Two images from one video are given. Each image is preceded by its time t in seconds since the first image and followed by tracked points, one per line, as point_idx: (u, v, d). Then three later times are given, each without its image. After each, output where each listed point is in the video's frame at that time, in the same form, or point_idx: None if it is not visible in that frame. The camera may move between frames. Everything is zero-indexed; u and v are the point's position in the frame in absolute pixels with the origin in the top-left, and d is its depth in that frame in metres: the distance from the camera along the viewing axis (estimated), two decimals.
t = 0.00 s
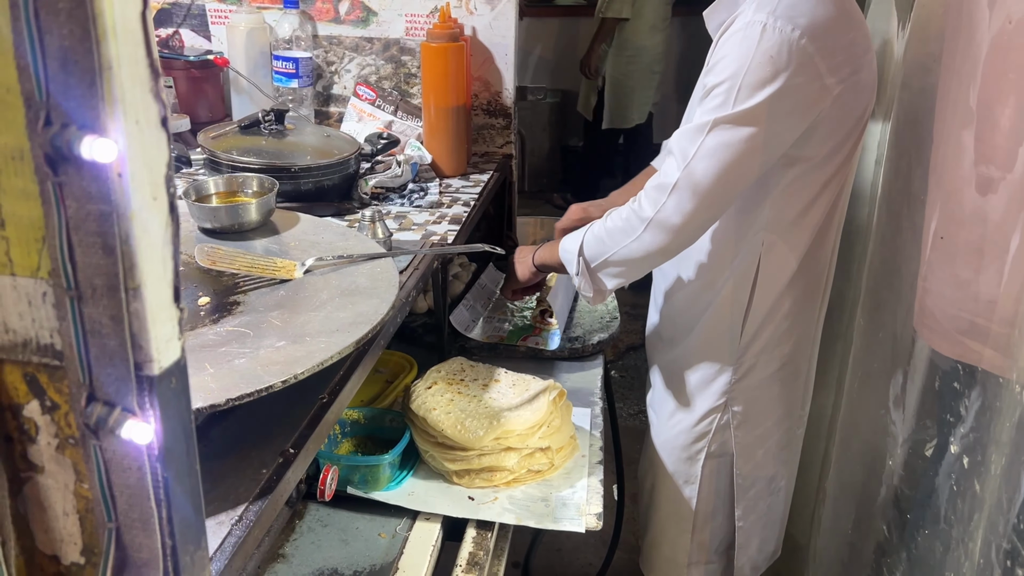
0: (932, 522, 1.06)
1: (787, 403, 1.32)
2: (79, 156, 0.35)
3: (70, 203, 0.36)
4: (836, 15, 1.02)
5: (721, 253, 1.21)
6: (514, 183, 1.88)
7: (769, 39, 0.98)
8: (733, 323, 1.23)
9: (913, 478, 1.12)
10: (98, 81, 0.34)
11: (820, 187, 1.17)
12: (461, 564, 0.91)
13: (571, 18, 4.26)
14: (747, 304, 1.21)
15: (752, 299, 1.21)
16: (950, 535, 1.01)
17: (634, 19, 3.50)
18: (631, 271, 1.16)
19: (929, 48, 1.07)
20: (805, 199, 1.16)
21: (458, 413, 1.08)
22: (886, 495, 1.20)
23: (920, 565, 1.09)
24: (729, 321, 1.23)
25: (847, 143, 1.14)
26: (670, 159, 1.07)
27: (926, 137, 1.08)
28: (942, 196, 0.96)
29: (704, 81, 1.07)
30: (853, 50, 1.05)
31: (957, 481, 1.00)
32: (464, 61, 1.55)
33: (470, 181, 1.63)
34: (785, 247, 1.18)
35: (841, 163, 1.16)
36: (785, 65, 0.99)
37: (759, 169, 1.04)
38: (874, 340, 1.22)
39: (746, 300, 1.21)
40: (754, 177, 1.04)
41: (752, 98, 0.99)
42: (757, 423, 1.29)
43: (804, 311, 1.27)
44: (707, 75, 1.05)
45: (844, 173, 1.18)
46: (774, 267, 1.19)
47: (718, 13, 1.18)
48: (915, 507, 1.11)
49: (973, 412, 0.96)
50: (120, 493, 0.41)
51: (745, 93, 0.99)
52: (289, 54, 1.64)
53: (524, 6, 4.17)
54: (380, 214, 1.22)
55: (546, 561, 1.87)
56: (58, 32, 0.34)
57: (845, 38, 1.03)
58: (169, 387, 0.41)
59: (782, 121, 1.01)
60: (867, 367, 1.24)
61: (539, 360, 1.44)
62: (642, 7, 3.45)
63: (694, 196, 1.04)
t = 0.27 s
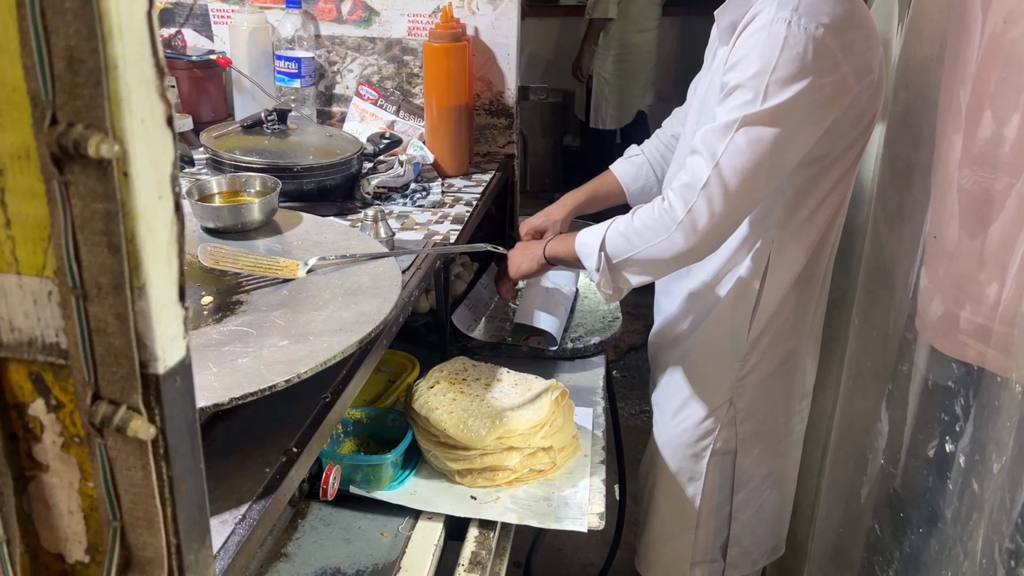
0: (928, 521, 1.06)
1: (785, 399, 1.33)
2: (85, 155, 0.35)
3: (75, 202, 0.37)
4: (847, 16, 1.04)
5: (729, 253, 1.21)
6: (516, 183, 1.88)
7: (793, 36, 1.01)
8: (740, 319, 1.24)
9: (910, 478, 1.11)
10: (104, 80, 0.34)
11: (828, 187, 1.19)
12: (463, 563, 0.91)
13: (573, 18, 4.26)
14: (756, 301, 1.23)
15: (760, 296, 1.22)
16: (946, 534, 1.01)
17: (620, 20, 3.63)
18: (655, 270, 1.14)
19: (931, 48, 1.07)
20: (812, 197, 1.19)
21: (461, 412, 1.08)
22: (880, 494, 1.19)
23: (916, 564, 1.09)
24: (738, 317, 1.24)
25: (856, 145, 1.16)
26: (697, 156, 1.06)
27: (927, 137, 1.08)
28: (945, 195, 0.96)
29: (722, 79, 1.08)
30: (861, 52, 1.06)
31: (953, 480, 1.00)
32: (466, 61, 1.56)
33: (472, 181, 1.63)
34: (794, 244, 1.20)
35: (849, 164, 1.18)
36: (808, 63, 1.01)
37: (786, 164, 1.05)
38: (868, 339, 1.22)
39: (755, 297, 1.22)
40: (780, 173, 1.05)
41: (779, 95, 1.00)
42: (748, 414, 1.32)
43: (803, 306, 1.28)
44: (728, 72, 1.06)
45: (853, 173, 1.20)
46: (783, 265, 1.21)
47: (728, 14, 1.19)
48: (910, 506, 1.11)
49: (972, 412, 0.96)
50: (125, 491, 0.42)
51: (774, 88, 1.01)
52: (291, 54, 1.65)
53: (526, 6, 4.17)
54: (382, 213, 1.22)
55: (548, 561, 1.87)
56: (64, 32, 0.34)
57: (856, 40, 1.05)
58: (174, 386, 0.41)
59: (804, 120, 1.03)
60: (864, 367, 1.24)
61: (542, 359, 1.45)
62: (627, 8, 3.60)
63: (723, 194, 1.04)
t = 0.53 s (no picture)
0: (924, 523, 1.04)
1: (786, 399, 1.32)
2: (85, 155, 0.35)
3: (75, 203, 0.36)
4: (849, 14, 1.05)
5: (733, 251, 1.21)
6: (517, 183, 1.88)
7: (802, 35, 1.01)
8: (740, 319, 1.24)
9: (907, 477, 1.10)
10: (104, 80, 0.34)
11: (830, 186, 1.19)
12: (463, 564, 0.91)
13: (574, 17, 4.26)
14: (758, 300, 1.22)
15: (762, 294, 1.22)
16: (939, 533, 0.99)
17: (619, 19, 3.63)
18: (689, 278, 1.13)
19: (934, 48, 1.07)
20: (816, 196, 1.19)
21: (462, 413, 1.08)
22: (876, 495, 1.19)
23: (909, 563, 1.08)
24: (738, 316, 1.24)
25: (857, 144, 1.17)
26: (720, 160, 1.05)
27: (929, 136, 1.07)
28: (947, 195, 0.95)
29: (731, 82, 1.07)
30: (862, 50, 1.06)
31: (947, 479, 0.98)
32: (467, 61, 1.56)
33: (473, 181, 1.63)
34: (798, 244, 1.20)
35: (851, 164, 1.18)
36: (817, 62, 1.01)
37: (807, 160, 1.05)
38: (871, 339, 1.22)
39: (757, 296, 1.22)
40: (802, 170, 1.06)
41: (795, 94, 1.00)
42: (752, 416, 1.31)
43: (804, 305, 1.27)
44: (739, 74, 1.05)
45: (853, 173, 1.20)
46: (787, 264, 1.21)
47: (729, 13, 1.19)
48: (905, 506, 1.10)
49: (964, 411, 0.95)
50: (124, 492, 0.41)
51: (794, 86, 1.00)
52: (292, 54, 1.64)
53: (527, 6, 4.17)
54: (383, 213, 1.22)
55: (549, 561, 1.87)
56: (63, 31, 0.34)
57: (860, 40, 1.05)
58: (174, 387, 0.41)
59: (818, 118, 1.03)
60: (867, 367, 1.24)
61: (543, 360, 1.45)
62: (625, 6, 3.61)
63: (753, 195, 1.04)
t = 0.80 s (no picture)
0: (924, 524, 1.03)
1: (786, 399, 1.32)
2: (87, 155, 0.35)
3: (77, 203, 0.37)
4: (847, 12, 1.04)
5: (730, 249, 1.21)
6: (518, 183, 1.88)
7: (801, 34, 1.01)
8: (739, 317, 1.24)
9: (909, 478, 1.10)
10: (106, 80, 0.34)
11: (828, 186, 1.19)
12: (465, 563, 0.91)
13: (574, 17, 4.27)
14: (757, 298, 1.23)
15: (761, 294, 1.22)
16: (942, 536, 0.97)
17: (619, 19, 3.63)
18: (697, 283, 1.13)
19: (935, 48, 1.07)
20: (815, 195, 1.19)
21: (463, 412, 1.08)
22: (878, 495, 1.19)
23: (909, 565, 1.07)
24: (739, 315, 1.24)
25: (856, 145, 1.17)
26: (725, 162, 1.05)
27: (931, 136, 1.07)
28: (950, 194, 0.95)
29: (731, 84, 1.07)
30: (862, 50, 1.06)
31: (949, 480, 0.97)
32: (468, 61, 1.56)
33: (475, 181, 1.63)
34: (798, 243, 1.20)
35: (851, 164, 1.18)
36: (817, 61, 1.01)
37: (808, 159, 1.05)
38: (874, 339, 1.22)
39: (756, 294, 1.22)
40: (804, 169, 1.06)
41: (796, 94, 1.00)
42: (753, 416, 1.31)
43: (804, 305, 1.27)
44: (738, 75, 1.05)
45: (853, 174, 1.21)
46: (786, 262, 1.21)
47: (729, 12, 1.19)
48: (906, 508, 1.10)
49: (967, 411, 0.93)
50: (127, 492, 0.42)
51: (794, 86, 1.00)
52: (294, 54, 1.65)
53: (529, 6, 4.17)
54: (384, 213, 1.22)
55: (549, 561, 1.87)
56: (65, 32, 0.34)
57: (861, 40, 1.05)
58: (176, 386, 0.41)
59: (819, 117, 1.03)
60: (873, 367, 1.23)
61: (544, 359, 1.44)
62: (624, 6, 3.61)
63: (758, 195, 1.04)
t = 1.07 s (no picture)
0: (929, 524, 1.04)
1: (787, 398, 1.32)
2: (88, 156, 0.35)
3: (79, 202, 0.37)
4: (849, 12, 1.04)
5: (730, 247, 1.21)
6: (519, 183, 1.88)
7: (802, 34, 1.01)
8: (739, 316, 1.24)
9: (912, 478, 1.10)
10: (108, 80, 0.34)
11: (827, 186, 1.19)
12: (466, 563, 0.91)
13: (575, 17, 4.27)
14: (757, 297, 1.23)
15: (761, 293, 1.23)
16: (947, 535, 0.99)
17: (619, 19, 3.63)
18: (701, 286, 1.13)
19: (937, 49, 1.07)
20: (814, 195, 1.19)
21: (464, 412, 1.08)
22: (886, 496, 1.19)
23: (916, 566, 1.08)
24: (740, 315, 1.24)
25: (855, 146, 1.16)
26: (726, 165, 1.06)
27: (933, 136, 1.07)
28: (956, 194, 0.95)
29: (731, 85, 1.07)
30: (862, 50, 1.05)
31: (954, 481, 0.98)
32: (469, 62, 1.56)
33: (475, 180, 1.63)
34: (797, 242, 1.20)
35: (850, 165, 1.18)
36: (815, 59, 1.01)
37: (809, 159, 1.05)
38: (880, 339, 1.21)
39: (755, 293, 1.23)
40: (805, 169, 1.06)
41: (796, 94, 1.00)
42: (754, 415, 1.32)
43: (804, 304, 1.27)
44: (738, 77, 1.05)
45: (852, 175, 1.21)
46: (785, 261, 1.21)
47: (729, 12, 1.19)
48: (912, 510, 1.10)
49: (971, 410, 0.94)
50: (129, 491, 0.42)
51: (795, 87, 1.00)
52: (294, 54, 1.65)
53: (529, 5, 4.18)
54: (385, 213, 1.22)
55: (550, 561, 1.87)
56: (67, 32, 0.34)
57: (863, 41, 1.05)
58: (177, 385, 0.41)
59: (820, 116, 1.03)
60: (876, 367, 1.23)
61: (544, 359, 1.45)
62: (623, 7, 3.61)
63: (761, 196, 1.04)
